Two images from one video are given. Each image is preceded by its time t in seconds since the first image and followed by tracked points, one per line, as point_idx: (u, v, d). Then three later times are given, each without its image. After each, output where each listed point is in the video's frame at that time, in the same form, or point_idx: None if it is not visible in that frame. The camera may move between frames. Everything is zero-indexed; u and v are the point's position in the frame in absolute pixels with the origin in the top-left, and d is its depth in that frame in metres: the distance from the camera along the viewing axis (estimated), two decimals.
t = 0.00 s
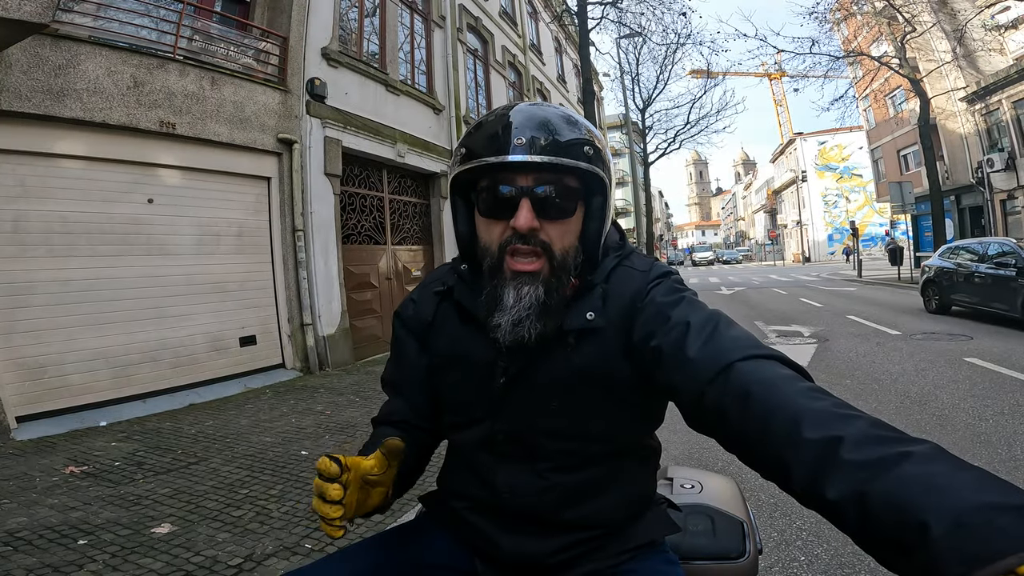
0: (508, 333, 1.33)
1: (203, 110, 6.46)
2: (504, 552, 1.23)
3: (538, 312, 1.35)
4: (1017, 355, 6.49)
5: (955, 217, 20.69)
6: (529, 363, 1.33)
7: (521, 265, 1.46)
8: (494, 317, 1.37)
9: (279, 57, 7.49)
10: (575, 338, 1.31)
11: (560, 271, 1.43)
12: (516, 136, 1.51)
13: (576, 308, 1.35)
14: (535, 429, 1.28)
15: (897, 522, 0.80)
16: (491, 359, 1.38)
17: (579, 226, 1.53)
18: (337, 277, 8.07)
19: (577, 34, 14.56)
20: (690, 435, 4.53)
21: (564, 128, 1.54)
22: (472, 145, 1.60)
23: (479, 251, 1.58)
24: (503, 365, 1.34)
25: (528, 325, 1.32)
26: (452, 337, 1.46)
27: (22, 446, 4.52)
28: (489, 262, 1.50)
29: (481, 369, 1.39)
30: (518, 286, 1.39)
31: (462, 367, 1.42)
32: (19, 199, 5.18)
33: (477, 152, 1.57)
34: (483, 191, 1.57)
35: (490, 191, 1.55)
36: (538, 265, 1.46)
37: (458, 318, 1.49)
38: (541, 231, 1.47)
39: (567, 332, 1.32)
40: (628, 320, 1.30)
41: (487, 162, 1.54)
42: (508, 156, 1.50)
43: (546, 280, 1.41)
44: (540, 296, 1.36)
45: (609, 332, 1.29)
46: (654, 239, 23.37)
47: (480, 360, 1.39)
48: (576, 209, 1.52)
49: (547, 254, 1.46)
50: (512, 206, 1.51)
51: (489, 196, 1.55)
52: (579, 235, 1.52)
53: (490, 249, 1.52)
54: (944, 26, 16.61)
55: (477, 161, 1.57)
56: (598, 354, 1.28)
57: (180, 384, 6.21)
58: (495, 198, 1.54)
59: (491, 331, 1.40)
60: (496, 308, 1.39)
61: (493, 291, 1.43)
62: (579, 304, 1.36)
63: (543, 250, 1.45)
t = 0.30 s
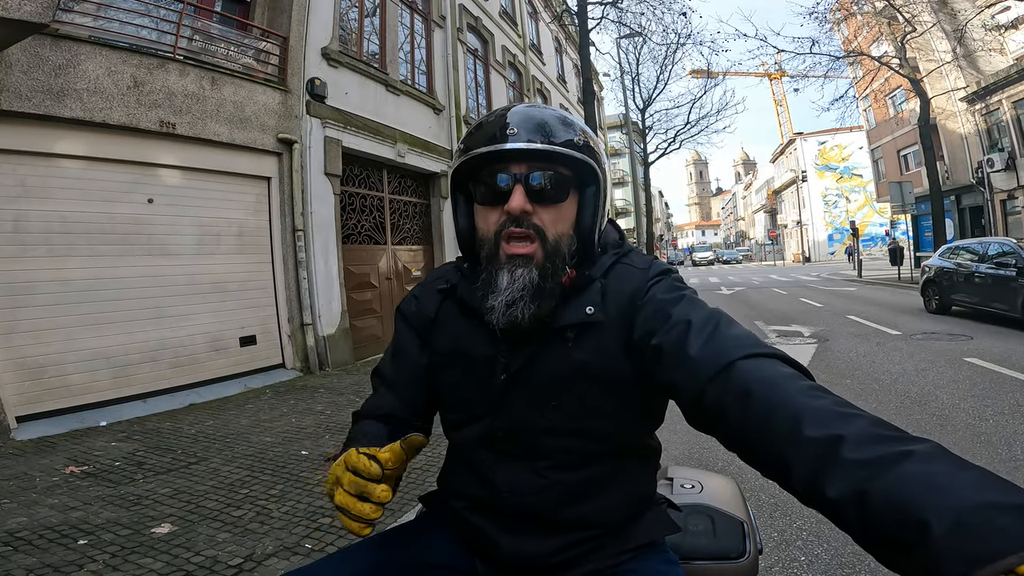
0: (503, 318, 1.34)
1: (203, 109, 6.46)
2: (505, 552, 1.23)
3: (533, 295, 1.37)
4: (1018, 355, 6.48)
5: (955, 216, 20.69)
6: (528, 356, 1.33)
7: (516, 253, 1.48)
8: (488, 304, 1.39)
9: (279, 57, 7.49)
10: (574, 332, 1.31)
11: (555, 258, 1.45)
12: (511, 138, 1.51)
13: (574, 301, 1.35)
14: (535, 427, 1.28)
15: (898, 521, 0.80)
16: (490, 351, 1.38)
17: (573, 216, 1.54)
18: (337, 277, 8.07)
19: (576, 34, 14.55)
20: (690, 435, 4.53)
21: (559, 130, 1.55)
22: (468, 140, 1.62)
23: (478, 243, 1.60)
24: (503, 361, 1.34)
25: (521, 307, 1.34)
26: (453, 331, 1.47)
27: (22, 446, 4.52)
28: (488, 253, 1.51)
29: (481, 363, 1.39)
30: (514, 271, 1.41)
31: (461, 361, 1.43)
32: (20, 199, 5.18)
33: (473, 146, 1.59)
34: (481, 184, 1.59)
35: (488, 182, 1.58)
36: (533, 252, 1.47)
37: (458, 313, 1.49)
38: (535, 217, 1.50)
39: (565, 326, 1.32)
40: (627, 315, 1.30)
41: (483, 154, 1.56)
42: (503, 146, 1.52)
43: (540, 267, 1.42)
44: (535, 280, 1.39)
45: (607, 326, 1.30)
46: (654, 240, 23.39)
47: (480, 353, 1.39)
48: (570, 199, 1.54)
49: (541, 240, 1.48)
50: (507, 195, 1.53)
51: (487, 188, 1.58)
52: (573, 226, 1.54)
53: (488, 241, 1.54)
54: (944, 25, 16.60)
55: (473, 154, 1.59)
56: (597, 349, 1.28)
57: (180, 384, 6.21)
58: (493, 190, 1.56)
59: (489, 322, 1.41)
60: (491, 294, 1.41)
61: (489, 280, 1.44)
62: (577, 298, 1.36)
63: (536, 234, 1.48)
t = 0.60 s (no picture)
0: (503, 328, 1.33)
1: (203, 109, 6.46)
2: (504, 552, 1.23)
3: (530, 302, 1.36)
4: (1018, 355, 6.47)
5: (955, 217, 20.68)
6: (525, 358, 1.33)
7: (510, 261, 1.46)
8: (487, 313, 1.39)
9: (279, 57, 7.48)
10: (572, 330, 1.31)
11: (549, 261, 1.44)
12: (498, 138, 1.53)
13: (571, 301, 1.35)
14: (534, 426, 1.27)
15: (899, 521, 0.80)
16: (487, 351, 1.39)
17: (565, 216, 1.54)
18: (337, 277, 8.07)
19: (576, 33, 14.54)
20: (690, 435, 4.52)
21: (547, 131, 1.54)
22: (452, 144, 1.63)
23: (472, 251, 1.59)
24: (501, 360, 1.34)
25: (520, 316, 1.33)
26: (451, 331, 1.47)
27: (22, 446, 4.52)
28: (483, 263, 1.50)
29: (478, 362, 1.39)
30: (509, 280, 1.39)
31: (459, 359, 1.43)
32: (20, 199, 5.18)
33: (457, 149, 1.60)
34: (469, 193, 1.59)
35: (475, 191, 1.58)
36: (527, 260, 1.47)
37: (457, 313, 1.50)
38: (524, 223, 1.49)
39: (563, 325, 1.32)
40: (625, 313, 1.30)
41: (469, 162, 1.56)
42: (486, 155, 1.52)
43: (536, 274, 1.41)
44: (531, 287, 1.38)
45: (605, 325, 1.30)
46: (654, 240, 23.40)
47: (478, 352, 1.39)
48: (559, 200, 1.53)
49: (533, 246, 1.47)
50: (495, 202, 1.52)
51: (475, 197, 1.57)
52: (565, 226, 1.53)
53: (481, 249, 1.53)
54: (944, 25, 16.60)
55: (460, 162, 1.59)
56: (595, 348, 1.28)
57: (180, 384, 6.21)
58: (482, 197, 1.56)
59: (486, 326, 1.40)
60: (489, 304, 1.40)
61: (485, 289, 1.44)
62: (574, 296, 1.36)
63: (527, 240, 1.47)
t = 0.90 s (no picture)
0: (522, 357, 1.30)
1: (203, 109, 6.46)
2: (506, 553, 1.23)
3: (547, 332, 1.33)
4: (1018, 355, 6.47)
5: (955, 216, 20.68)
6: (533, 371, 1.32)
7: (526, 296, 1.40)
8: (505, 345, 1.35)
9: (279, 57, 7.49)
10: (576, 338, 1.31)
11: (566, 292, 1.39)
12: (494, 144, 1.48)
13: (578, 312, 1.34)
14: (535, 428, 1.27)
15: (898, 521, 0.80)
16: (493, 364, 1.38)
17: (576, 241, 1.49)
18: (337, 277, 8.07)
19: (576, 33, 14.54)
20: (691, 435, 4.52)
21: (547, 140, 1.51)
22: (453, 163, 1.54)
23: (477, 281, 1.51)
24: (504, 366, 1.34)
25: (540, 344, 1.30)
26: (454, 340, 1.45)
27: (22, 446, 4.52)
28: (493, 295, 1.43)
29: (482, 369, 1.39)
30: (528, 310, 1.35)
31: (462, 366, 1.42)
32: (20, 199, 5.18)
33: (460, 168, 1.51)
34: (472, 222, 1.49)
35: (480, 226, 1.47)
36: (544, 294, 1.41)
37: (460, 320, 1.48)
38: (541, 259, 1.41)
39: (570, 333, 1.31)
40: (629, 318, 1.30)
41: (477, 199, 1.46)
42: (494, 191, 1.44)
43: (553, 301, 1.37)
44: (549, 315, 1.35)
45: (611, 333, 1.29)
46: (654, 240, 23.42)
47: (483, 362, 1.39)
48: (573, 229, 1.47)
49: (552, 279, 1.40)
50: (505, 237, 1.45)
51: (482, 227, 1.47)
52: (577, 249, 1.48)
53: (489, 281, 1.45)
54: (945, 25, 16.59)
55: (466, 190, 1.49)
56: (600, 357, 1.28)
57: (180, 384, 6.21)
58: (490, 230, 1.46)
59: (496, 345, 1.38)
60: (505, 333, 1.37)
61: (499, 318, 1.39)
62: (581, 307, 1.35)
63: (546, 277, 1.40)
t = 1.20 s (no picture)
0: (517, 356, 1.30)
1: (204, 109, 6.46)
2: (505, 554, 1.23)
3: (542, 331, 1.33)
4: (1019, 355, 6.47)
5: (955, 216, 20.67)
6: (531, 372, 1.32)
7: (522, 290, 1.41)
8: (501, 343, 1.35)
9: (279, 57, 7.49)
10: (575, 339, 1.31)
11: (562, 290, 1.39)
12: (496, 142, 1.48)
13: (575, 312, 1.34)
14: (534, 429, 1.28)
15: (899, 521, 0.80)
16: (491, 365, 1.38)
17: (574, 238, 1.48)
18: (337, 277, 8.07)
19: (576, 33, 14.53)
20: (691, 435, 4.52)
21: (548, 137, 1.50)
22: (453, 160, 1.53)
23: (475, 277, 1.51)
24: (503, 367, 1.33)
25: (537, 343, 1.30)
26: (451, 340, 1.45)
27: (22, 446, 4.52)
28: (488, 291, 1.43)
29: (480, 370, 1.39)
30: (522, 309, 1.35)
31: (461, 367, 1.42)
32: (20, 199, 5.18)
33: (461, 165, 1.51)
34: (470, 217, 1.50)
35: (479, 220, 1.48)
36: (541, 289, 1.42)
37: (458, 320, 1.48)
38: (539, 254, 1.42)
39: (568, 334, 1.31)
40: (627, 318, 1.30)
41: (474, 192, 1.47)
42: (493, 184, 1.44)
43: (548, 299, 1.38)
44: (546, 313, 1.35)
45: (608, 333, 1.29)
46: (654, 240, 23.40)
47: (480, 361, 1.39)
48: (570, 225, 1.47)
49: (547, 275, 1.41)
50: (504, 230, 1.46)
51: (480, 223, 1.49)
52: (575, 247, 1.47)
53: (485, 275, 1.46)
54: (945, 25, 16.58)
55: (465, 184, 1.50)
56: (598, 357, 1.28)
57: (180, 384, 6.21)
58: (489, 225, 1.48)
59: (493, 345, 1.38)
60: (501, 332, 1.37)
61: (494, 314, 1.39)
62: (579, 307, 1.35)
63: (542, 272, 1.41)
